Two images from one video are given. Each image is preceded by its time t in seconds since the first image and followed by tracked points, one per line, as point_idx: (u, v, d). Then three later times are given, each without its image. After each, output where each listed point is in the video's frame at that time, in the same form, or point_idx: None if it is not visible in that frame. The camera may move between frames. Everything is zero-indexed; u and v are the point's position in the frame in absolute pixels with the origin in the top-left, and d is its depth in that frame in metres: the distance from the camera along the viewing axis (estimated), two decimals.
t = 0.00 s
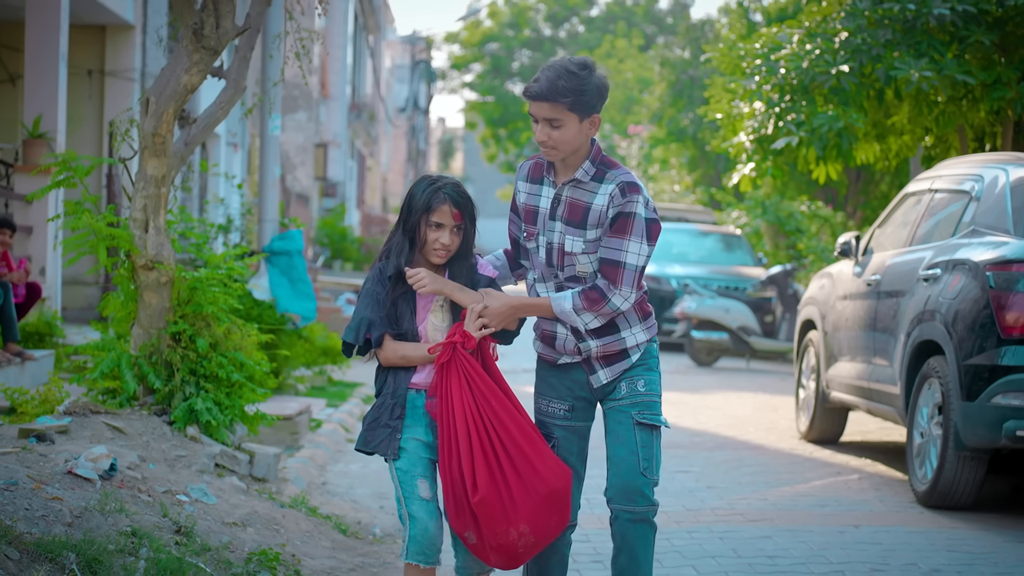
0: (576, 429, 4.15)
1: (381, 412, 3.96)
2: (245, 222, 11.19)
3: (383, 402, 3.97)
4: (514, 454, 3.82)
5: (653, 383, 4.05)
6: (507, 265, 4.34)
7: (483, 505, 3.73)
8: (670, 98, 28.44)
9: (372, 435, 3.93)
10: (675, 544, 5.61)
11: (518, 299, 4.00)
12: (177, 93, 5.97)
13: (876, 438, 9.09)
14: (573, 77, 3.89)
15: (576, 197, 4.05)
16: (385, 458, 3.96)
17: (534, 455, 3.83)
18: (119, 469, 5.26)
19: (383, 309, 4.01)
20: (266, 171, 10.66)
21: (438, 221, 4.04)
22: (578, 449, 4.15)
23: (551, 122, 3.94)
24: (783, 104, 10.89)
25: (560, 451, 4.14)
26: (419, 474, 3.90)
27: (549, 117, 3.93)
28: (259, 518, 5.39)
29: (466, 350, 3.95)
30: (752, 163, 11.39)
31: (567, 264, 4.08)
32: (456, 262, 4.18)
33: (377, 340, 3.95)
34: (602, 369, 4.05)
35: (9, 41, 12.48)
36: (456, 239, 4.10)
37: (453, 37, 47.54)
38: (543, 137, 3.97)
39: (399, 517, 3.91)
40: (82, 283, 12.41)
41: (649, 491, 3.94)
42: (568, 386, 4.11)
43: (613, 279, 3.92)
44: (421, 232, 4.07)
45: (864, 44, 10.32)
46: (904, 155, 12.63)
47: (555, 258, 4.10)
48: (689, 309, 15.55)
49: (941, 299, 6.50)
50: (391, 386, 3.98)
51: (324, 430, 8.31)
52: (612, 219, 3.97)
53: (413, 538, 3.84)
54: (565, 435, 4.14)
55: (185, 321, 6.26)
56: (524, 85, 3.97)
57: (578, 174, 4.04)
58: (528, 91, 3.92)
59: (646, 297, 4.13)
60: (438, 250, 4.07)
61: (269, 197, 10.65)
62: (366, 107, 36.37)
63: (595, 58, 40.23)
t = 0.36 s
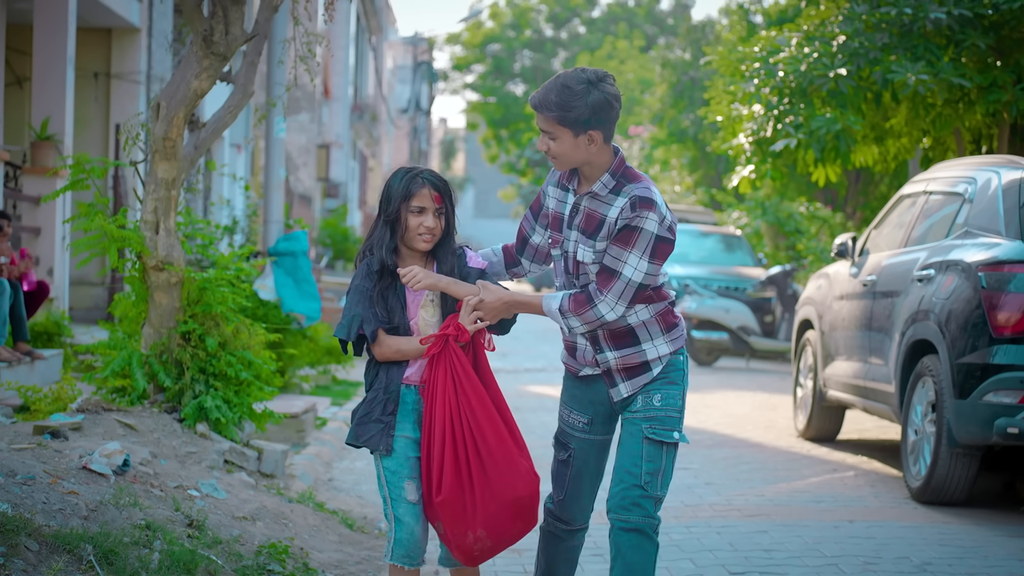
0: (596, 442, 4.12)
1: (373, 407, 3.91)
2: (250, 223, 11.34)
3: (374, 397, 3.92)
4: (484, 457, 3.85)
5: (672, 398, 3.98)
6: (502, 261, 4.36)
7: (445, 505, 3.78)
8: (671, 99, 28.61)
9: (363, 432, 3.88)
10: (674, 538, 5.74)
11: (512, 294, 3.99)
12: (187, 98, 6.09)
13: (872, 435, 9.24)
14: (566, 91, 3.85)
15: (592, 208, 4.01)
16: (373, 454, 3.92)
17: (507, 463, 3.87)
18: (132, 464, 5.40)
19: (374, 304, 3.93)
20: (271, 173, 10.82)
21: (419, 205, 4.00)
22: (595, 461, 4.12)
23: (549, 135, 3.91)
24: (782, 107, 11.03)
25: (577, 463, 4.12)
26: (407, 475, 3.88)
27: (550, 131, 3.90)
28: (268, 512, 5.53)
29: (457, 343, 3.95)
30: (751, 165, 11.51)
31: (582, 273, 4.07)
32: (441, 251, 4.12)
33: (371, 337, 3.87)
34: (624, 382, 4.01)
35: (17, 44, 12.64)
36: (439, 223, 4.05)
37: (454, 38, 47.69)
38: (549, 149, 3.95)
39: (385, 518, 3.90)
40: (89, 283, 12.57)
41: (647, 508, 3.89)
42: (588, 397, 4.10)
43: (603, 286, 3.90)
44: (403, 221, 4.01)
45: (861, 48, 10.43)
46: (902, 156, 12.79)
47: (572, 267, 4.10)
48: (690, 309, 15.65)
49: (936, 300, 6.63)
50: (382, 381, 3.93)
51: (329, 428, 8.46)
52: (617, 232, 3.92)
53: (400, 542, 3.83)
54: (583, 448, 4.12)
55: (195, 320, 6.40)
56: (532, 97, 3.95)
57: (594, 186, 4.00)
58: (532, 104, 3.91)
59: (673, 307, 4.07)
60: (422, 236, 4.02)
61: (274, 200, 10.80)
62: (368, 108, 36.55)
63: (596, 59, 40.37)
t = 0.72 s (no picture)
0: (601, 432, 4.05)
1: (375, 407, 3.94)
2: (252, 223, 11.48)
3: (379, 398, 3.95)
4: (477, 447, 3.81)
5: (677, 407, 3.94)
6: (511, 255, 4.38)
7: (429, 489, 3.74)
8: (671, 100, 28.75)
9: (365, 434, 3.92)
10: (669, 532, 5.87)
11: (523, 291, 3.97)
12: (192, 102, 6.22)
13: (867, 433, 9.37)
14: (573, 85, 3.79)
15: (603, 203, 3.96)
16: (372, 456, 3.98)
17: (494, 458, 3.80)
18: (140, 460, 5.53)
19: (381, 302, 3.95)
20: (274, 174, 10.94)
21: (419, 193, 4.09)
22: (599, 451, 4.05)
23: (557, 129, 3.87)
24: (778, 108, 11.18)
25: (578, 453, 4.03)
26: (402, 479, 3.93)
27: (557, 125, 3.85)
28: (272, 506, 5.66)
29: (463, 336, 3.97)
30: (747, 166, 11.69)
31: (596, 267, 4.01)
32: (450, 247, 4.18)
33: (381, 335, 3.89)
34: (635, 378, 3.94)
35: (22, 47, 12.76)
36: (441, 210, 4.13)
37: (455, 39, 47.85)
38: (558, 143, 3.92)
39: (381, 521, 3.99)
40: (94, 283, 12.71)
41: (639, 519, 3.95)
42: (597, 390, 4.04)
43: (610, 280, 3.80)
44: (406, 213, 4.08)
45: (857, 50, 10.57)
46: (899, 157, 12.93)
47: (587, 262, 4.05)
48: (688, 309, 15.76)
49: (927, 299, 6.76)
50: (386, 382, 3.97)
51: (331, 425, 8.60)
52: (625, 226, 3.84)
53: (392, 548, 3.93)
54: (587, 435, 4.04)
55: (200, 319, 6.54)
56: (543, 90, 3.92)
57: (605, 180, 3.94)
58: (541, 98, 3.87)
59: (691, 306, 4.00)
60: (426, 223, 4.07)
61: (277, 201, 10.94)
62: (369, 108, 36.69)
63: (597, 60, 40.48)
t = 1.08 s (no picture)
0: (609, 414, 3.82)
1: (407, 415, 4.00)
2: (255, 222, 11.63)
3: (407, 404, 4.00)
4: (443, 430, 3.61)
5: (675, 412, 3.87)
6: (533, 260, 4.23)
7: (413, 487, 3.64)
8: (670, 100, 28.90)
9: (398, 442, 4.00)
10: (663, 523, 6.00)
11: (531, 273, 3.73)
12: (198, 103, 6.36)
13: (861, 429, 9.50)
14: (574, 65, 3.73)
15: (608, 189, 3.82)
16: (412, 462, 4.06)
17: (454, 433, 3.57)
18: (147, 452, 5.67)
19: (405, 305, 3.94)
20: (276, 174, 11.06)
21: (453, 190, 3.98)
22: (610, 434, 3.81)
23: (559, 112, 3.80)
24: (774, 109, 11.32)
25: (593, 432, 3.76)
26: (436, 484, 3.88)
27: (559, 107, 3.78)
28: (277, 498, 5.80)
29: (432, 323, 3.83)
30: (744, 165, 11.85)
31: (601, 259, 3.84)
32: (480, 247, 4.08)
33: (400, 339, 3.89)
34: (630, 374, 3.78)
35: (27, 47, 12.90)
36: (476, 207, 4.00)
37: (455, 39, 48.03)
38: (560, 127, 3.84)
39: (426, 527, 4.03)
40: (98, 282, 12.86)
41: (638, 517, 3.97)
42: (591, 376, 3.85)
43: (621, 270, 3.60)
44: (439, 209, 3.97)
45: (851, 51, 10.74)
46: (894, 157, 13.08)
47: (592, 253, 3.88)
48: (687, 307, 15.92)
49: (918, 296, 6.90)
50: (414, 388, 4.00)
51: (333, 421, 8.74)
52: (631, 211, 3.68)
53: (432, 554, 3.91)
54: (598, 414, 3.80)
55: (205, 315, 6.68)
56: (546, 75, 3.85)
57: (608, 165, 3.82)
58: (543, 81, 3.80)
59: (687, 305, 3.87)
60: (461, 217, 3.96)
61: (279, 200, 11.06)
62: (370, 109, 36.87)
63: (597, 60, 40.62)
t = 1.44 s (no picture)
0: (614, 425, 3.74)
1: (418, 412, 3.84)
2: (258, 223, 11.77)
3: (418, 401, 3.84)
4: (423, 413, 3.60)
5: (678, 416, 3.80)
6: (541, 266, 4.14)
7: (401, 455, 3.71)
8: (670, 101, 29.04)
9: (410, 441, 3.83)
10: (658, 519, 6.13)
11: (549, 261, 3.69)
12: (204, 107, 6.49)
13: (855, 427, 9.64)
14: (589, 56, 3.70)
15: (613, 183, 3.77)
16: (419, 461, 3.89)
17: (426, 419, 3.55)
18: (154, 449, 5.80)
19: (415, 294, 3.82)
20: (279, 176, 11.19)
21: (463, 179, 3.93)
22: (616, 447, 3.72)
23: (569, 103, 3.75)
24: (770, 111, 11.46)
25: (599, 450, 3.69)
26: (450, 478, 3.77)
27: (569, 97, 3.74)
28: (280, 493, 5.94)
29: (470, 297, 3.69)
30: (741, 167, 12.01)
31: (606, 255, 3.78)
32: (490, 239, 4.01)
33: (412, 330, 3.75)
34: (632, 380, 3.69)
35: (31, 51, 13.03)
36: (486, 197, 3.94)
37: (456, 41, 48.20)
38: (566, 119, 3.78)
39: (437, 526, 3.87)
40: (102, 283, 13.00)
41: (648, 525, 3.89)
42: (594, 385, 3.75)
43: (632, 262, 3.56)
44: (451, 198, 3.90)
45: (846, 55, 10.89)
46: (891, 159, 13.22)
47: (596, 250, 3.82)
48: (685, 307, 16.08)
49: (909, 296, 7.04)
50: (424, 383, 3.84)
51: (335, 420, 8.88)
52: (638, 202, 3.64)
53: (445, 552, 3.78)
54: (602, 427, 3.72)
55: (210, 315, 6.81)
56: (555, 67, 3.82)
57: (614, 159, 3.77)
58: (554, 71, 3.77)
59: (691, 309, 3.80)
60: (472, 204, 3.89)
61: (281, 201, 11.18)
62: (371, 110, 37.03)
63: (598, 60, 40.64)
